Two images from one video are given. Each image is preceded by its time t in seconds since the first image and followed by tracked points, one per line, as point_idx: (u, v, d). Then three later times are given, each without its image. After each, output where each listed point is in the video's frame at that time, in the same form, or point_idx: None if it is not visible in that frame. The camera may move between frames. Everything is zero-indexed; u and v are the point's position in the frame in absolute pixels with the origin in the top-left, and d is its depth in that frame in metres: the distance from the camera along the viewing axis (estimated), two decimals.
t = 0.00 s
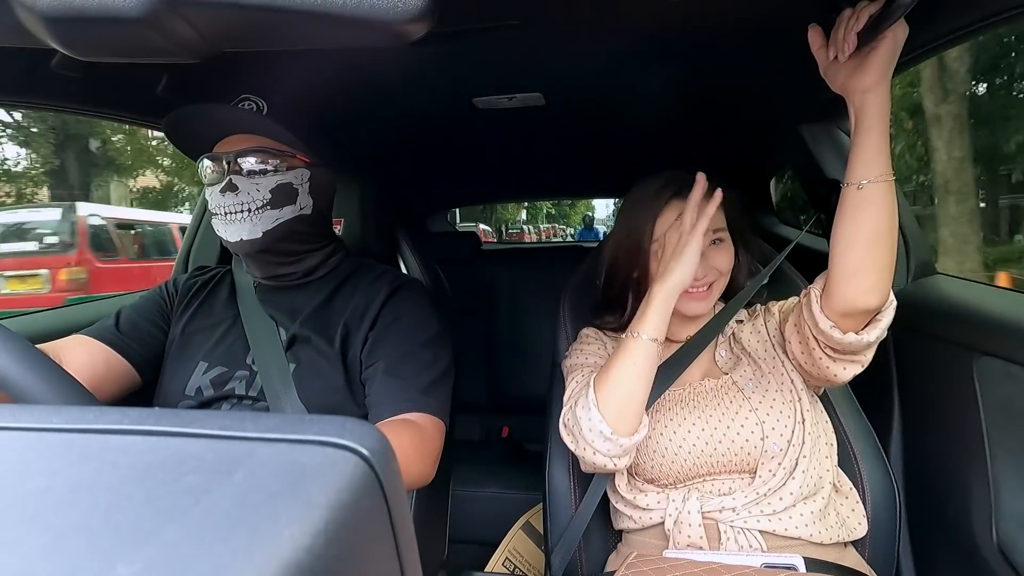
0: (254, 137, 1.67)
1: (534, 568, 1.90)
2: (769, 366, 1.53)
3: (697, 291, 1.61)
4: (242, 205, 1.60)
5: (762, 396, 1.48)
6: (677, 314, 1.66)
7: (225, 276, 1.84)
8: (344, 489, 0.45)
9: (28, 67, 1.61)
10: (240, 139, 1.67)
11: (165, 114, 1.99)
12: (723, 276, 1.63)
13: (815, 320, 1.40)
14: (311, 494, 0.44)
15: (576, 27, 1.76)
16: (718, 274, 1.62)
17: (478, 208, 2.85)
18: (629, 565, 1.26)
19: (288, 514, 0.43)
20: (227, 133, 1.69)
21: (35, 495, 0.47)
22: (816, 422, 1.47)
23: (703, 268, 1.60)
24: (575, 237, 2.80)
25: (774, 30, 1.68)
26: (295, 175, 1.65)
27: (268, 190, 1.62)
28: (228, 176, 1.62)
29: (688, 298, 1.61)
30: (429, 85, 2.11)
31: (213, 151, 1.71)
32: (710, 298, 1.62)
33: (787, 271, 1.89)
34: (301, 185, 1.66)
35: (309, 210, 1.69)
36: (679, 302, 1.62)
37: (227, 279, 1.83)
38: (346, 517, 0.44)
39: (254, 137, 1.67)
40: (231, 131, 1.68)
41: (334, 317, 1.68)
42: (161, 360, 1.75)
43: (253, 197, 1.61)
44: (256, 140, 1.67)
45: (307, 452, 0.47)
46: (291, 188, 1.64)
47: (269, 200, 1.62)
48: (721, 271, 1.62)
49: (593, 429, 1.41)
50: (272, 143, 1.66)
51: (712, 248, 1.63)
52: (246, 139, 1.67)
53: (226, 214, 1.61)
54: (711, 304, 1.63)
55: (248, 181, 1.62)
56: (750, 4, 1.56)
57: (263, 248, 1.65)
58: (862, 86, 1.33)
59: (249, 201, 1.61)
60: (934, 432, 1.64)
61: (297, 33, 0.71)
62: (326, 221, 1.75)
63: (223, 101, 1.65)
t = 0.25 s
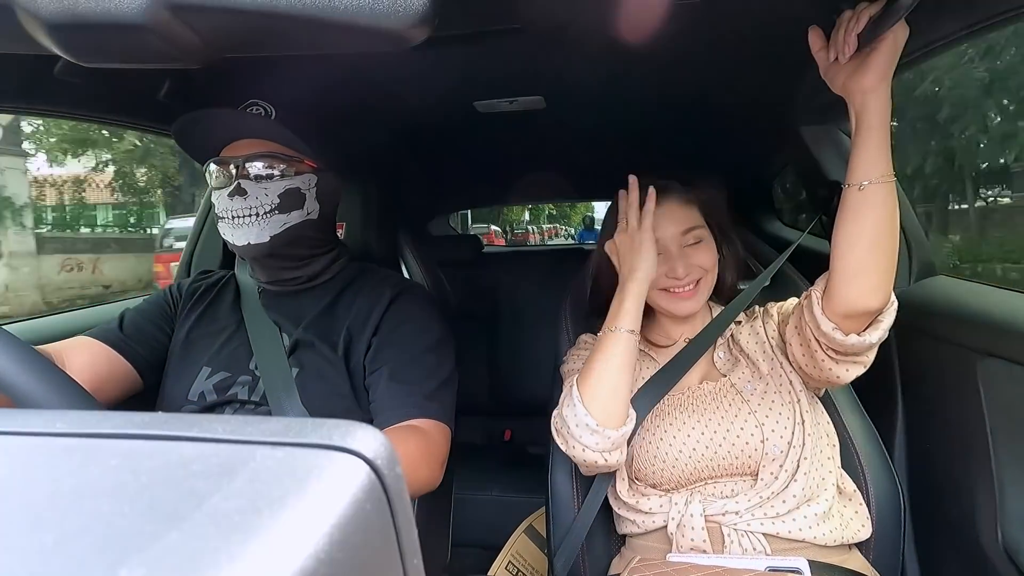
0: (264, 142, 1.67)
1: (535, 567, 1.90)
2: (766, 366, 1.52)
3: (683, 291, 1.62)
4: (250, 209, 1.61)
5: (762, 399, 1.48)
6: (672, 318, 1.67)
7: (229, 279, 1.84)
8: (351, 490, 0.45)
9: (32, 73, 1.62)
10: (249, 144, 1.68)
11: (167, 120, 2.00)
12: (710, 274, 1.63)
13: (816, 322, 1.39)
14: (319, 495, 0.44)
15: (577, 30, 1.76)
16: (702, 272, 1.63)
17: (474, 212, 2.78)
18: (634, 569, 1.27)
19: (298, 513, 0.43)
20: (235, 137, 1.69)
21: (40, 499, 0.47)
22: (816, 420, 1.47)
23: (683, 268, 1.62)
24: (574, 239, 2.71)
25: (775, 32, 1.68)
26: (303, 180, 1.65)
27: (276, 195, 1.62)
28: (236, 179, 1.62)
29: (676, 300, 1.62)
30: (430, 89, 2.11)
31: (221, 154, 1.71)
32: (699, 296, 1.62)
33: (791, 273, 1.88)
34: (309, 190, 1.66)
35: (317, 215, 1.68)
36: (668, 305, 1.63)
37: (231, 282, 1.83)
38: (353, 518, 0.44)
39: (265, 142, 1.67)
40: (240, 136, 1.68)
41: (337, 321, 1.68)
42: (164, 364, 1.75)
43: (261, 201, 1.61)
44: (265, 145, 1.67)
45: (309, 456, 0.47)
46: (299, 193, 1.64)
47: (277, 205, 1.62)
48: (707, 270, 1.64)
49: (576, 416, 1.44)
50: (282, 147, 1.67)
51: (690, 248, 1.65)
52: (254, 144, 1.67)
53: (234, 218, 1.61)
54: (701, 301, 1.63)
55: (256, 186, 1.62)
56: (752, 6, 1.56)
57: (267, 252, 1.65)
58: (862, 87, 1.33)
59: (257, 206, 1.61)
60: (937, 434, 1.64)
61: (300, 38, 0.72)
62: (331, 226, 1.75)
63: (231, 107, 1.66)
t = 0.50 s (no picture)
0: (260, 141, 1.67)
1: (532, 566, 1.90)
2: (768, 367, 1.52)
3: (677, 288, 1.62)
4: (247, 207, 1.60)
5: (763, 398, 1.48)
6: (668, 317, 1.66)
7: (229, 278, 1.85)
8: (353, 489, 0.45)
9: (33, 72, 1.61)
10: (243, 144, 1.68)
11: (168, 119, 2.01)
12: (702, 270, 1.64)
13: (818, 322, 1.39)
14: (321, 493, 0.44)
15: (579, 30, 1.76)
16: (695, 268, 1.63)
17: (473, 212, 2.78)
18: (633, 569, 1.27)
19: (300, 509, 0.43)
20: (231, 137, 1.69)
21: (41, 496, 0.47)
22: (816, 421, 1.47)
23: (674, 266, 1.62)
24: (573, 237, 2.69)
25: (776, 33, 1.68)
26: (299, 179, 1.65)
27: (272, 193, 1.62)
28: (233, 179, 1.62)
29: (671, 298, 1.62)
30: (431, 88, 2.12)
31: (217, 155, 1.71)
32: (694, 293, 1.62)
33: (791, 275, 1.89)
34: (306, 189, 1.66)
35: (313, 214, 1.68)
36: (663, 304, 1.63)
37: (231, 281, 1.83)
38: (355, 516, 0.44)
39: (261, 141, 1.67)
40: (236, 136, 1.68)
41: (337, 320, 1.68)
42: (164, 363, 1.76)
43: (258, 200, 1.61)
44: (259, 144, 1.67)
45: (309, 454, 0.48)
46: (295, 191, 1.64)
47: (273, 204, 1.62)
48: (700, 265, 1.65)
49: (560, 392, 1.52)
50: (278, 147, 1.67)
51: (680, 247, 1.66)
52: (248, 145, 1.67)
53: (231, 216, 1.60)
54: (696, 297, 1.63)
55: (253, 185, 1.62)
56: (753, 6, 1.55)
57: (265, 251, 1.65)
58: (865, 88, 1.33)
59: (254, 204, 1.61)
60: (938, 435, 1.63)
61: (301, 37, 0.71)
62: (330, 225, 1.75)
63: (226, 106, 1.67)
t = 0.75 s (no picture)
0: (260, 141, 1.66)
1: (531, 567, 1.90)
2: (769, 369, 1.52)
3: (677, 282, 1.62)
4: (246, 208, 1.60)
5: (762, 398, 1.48)
6: (668, 311, 1.66)
7: (230, 276, 1.85)
8: (353, 489, 0.45)
9: (35, 70, 1.62)
10: (242, 144, 1.67)
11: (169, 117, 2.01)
12: (703, 264, 1.64)
13: (821, 324, 1.39)
14: (321, 492, 0.44)
15: (581, 31, 1.76)
16: (695, 262, 1.63)
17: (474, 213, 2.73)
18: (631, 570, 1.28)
19: (299, 509, 0.43)
20: (231, 137, 1.68)
21: (41, 493, 0.47)
22: (816, 423, 1.47)
23: (674, 259, 1.62)
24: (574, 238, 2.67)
25: (777, 35, 1.68)
26: (299, 179, 1.65)
27: (273, 194, 1.62)
28: (233, 179, 1.63)
29: (671, 292, 1.62)
30: (432, 88, 2.12)
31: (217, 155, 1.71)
32: (694, 286, 1.62)
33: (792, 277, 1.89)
34: (306, 190, 1.66)
35: (313, 214, 1.68)
36: (663, 298, 1.62)
37: (232, 280, 1.83)
38: (355, 516, 0.44)
39: (260, 141, 1.67)
40: (236, 136, 1.67)
41: (337, 320, 1.68)
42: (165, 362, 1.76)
43: (257, 200, 1.61)
44: (259, 144, 1.67)
45: (310, 453, 0.48)
46: (295, 192, 1.64)
47: (273, 205, 1.62)
48: (701, 260, 1.64)
49: (551, 374, 1.57)
50: (278, 147, 1.67)
51: (681, 240, 1.66)
52: (249, 144, 1.67)
53: (231, 217, 1.60)
54: (697, 291, 1.62)
55: (253, 185, 1.62)
56: (754, 8, 1.56)
57: (264, 252, 1.65)
58: (867, 90, 1.33)
59: (253, 205, 1.61)
60: (938, 438, 1.63)
61: (304, 37, 0.72)
62: (330, 225, 1.75)
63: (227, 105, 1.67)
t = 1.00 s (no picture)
0: (263, 135, 1.66)
1: (531, 563, 1.90)
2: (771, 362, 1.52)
3: (676, 263, 1.62)
4: (248, 202, 1.60)
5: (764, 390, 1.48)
6: (666, 294, 1.67)
7: (230, 272, 1.85)
8: (354, 486, 0.45)
9: (33, 65, 1.61)
10: (246, 137, 1.68)
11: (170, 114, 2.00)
12: (704, 249, 1.65)
13: (823, 319, 1.40)
14: (322, 489, 0.44)
15: (580, 26, 1.76)
16: (696, 246, 1.64)
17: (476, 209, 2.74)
18: (630, 566, 1.28)
19: (299, 505, 0.43)
20: (233, 132, 1.69)
21: (41, 489, 0.47)
22: (816, 418, 1.47)
23: (676, 240, 1.63)
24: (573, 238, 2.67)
25: (778, 29, 1.68)
26: (301, 174, 1.65)
27: (274, 188, 1.62)
28: (235, 172, 1.63)
29: (669, 272, 1.63)
30: (432, 83, 2.11)
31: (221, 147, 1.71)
32: (693, 269, 1.62)
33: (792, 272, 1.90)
34: (308, 184, 1.66)
35: (314, 210, 1.68)
36: (661, 278, 1.63)
37: (233, 275, 1.83)
38: (355, 512, 0.44)
39: (263, 135, 1.67)
40: (238, 130, 1.68)
41: (338, 317, 1.68)
42: (165, 355, 1.76)
43: (259, 194, 1.61)
44: (261, 137, 1.67)
45: (310, 449, 0.48)
46: (297, 187, 1.64)
47: (275, 199, 1.62)
48: (702, 247, 1.65)
49: (545, 386, 1.56)
50: (280, 141, 1.67)
51: (685, 225, 1.67)
52: (252, 137, 1.67)
53: (233, 210, 1.61)
54: (695, 275, 1.63)
55: (254, 179, 1.62)
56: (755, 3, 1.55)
57: (266, 246, 1.65)
58: (868, 86, 1.33)
59: (255, 198, 1.61)
60: (937, 433, 1.63)
61: (303, 32, 0.71)
62: (331, 220, 1.75)
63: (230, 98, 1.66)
